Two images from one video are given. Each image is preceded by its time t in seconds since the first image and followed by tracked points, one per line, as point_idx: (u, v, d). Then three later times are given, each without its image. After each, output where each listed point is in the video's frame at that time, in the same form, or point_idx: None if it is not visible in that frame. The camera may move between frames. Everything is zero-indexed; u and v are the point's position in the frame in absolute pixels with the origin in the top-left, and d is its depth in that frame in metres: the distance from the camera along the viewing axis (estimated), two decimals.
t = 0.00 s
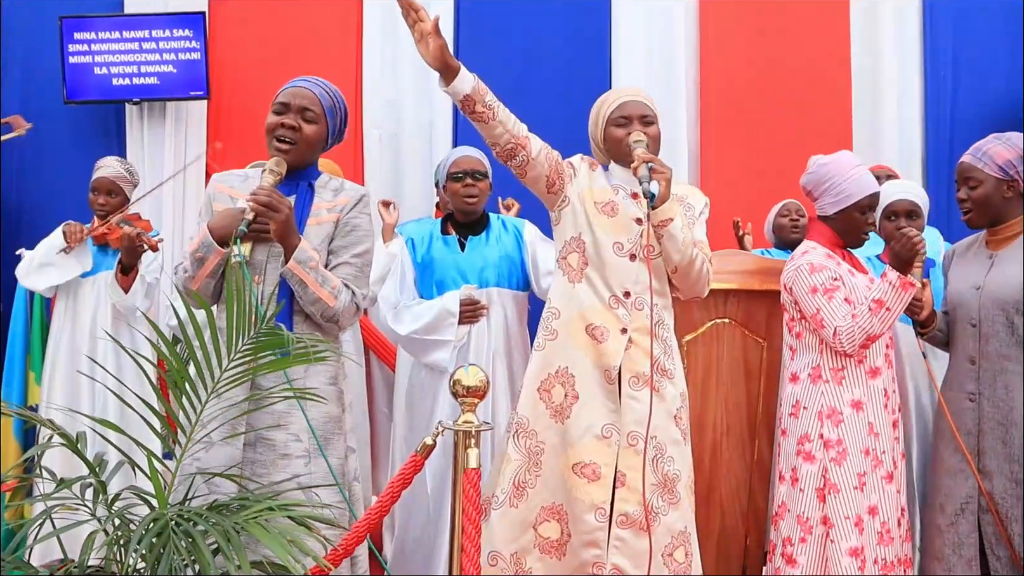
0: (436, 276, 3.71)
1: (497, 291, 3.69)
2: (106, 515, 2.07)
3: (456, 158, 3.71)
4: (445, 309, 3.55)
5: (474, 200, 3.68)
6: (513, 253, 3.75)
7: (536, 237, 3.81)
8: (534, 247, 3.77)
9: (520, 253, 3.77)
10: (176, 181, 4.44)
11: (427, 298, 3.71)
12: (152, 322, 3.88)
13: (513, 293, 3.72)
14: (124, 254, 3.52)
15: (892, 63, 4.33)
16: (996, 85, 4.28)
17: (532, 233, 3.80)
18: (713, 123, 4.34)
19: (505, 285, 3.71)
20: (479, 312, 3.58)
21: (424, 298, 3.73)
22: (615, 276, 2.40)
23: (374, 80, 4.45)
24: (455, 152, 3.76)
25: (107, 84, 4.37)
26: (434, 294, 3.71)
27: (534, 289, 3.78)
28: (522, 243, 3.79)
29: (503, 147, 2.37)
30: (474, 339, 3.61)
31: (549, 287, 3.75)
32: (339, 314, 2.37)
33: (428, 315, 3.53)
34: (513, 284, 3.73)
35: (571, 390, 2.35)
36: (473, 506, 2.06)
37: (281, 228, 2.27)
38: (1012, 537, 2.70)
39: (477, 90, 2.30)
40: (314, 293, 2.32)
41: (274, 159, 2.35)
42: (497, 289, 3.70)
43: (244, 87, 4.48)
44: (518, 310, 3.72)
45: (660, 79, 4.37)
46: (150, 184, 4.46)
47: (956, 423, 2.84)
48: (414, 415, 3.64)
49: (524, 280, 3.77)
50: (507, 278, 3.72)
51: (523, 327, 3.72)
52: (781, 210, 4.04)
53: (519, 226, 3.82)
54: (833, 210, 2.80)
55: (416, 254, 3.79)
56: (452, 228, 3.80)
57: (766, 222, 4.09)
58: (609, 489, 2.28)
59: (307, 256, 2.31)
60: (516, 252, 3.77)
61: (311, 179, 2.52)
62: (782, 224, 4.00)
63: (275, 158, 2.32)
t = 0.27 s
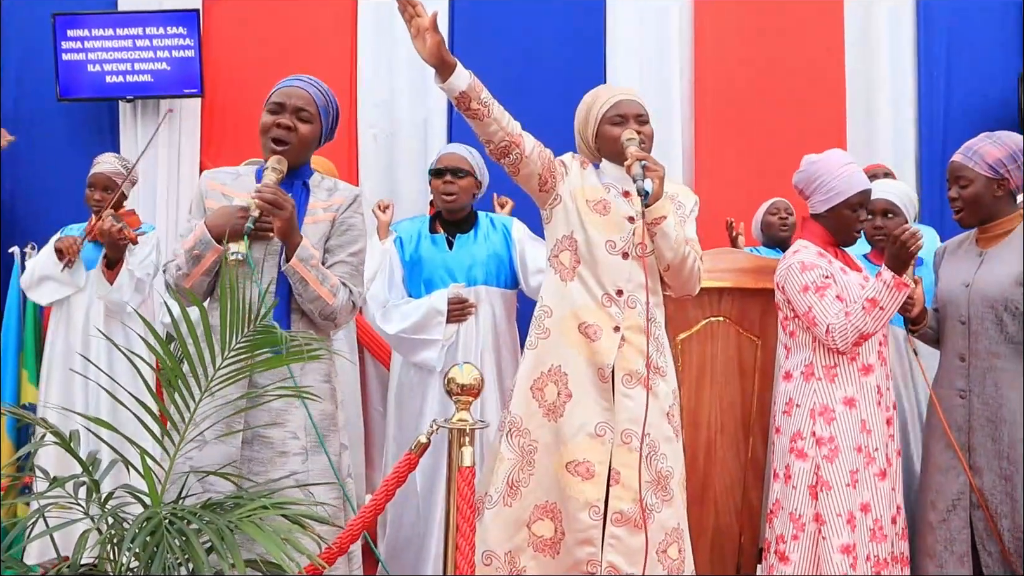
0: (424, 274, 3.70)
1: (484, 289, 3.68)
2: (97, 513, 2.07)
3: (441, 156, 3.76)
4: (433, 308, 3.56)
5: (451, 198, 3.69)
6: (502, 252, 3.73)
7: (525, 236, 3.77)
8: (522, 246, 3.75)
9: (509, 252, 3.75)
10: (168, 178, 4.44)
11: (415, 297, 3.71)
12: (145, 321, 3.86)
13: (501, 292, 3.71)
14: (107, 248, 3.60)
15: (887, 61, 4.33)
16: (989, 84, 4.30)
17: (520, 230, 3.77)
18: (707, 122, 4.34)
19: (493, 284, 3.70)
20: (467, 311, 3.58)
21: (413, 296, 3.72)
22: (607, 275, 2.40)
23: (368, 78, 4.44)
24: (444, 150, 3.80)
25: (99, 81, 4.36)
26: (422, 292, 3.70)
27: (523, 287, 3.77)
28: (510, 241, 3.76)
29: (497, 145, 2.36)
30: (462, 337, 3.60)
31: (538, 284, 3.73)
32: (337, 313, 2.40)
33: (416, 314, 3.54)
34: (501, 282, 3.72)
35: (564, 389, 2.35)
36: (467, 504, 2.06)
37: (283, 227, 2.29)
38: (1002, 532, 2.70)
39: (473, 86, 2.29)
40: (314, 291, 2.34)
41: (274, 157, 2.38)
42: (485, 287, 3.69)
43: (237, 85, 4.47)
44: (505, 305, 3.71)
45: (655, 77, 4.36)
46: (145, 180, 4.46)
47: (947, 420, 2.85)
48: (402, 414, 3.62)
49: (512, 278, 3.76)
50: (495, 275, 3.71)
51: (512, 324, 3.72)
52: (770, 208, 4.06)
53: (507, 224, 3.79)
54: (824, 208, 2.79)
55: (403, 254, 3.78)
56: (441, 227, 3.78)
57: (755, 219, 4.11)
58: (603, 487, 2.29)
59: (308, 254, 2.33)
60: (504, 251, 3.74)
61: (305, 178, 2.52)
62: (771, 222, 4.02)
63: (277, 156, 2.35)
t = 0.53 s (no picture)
0: (410, 273, 3.70)
1: (471, 287, 3.68)
2: (91, 511, 2.06)
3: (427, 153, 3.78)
4: (419, 306, 3.55)
5: (435, 194, 3.70)
6: (487, 249, 3.73)
7: (512, 233, 3.76)
8: (509, 243, 3.73)
9: (496, 249, 3.75)
10: (162, 175, 4.42)
11: (401, 295, 3.70)
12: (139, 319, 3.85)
13: (487, 290, 3.71)
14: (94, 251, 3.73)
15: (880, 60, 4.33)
16: (983, 83, 4.30)
17: (505, 227, 3.77)
18: (701, 120, 4.34)
19: (479, 281, 3.70)
20: (453, 308, 3.58)
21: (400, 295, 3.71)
22: (601, 273, 2.40)
23: (362, 76, 4.43)
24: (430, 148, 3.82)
25: (93, 79, 4.36)
26: (408, 291, 3.70)
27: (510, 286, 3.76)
28: (497, 239, 3.76)
29: (492, 143, 2.37)
30: (448, 335, 3.60)
31: (525, 283, 3.70)
32: (338, 310, 2.44)
33: (402, 313, 3.55)
34: (487, 279, 3.72)
35: (558, 387, 2.35)
36: (461, 502, 2.06)
37: (289, 226, 2.32)
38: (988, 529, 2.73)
39: (469, 84, 2.29)
40: (317, 289, 2.38)
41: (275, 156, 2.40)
42: (471, 284, 3.69)
43: (230, 82, 4.45)
44: (492, 306, 3.72)
45: (651, 74, 4.34)
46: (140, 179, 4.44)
47: (935, 418, 2.86)
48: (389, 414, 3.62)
49: (499, 275, 3.75)
50: (481, 273, 3.71)
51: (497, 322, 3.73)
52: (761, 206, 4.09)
53: (494, 222, 3.79)
54: (819, 206, 2.80)
55: (390, 252, 3.77)
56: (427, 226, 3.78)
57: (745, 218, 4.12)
58: (597, 485, 2.29)
59: (313, 252, 2.36)
60: (490, 249, 3.74)
61: (302, 176, 2.53)
62: (762, 220, 4.04)
63: (279, 156, 2.39)
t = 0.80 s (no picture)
0: (397, 271, 3.68)
1: (458, 286, 3.67)
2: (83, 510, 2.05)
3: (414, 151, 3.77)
4: (407, 304, 3.55)
5: (426, 192, 3.68)
6: (475, 248, 3.72)
7: (499, 230, 3.75)
8: (496, 241, 3.72)
9: (483, 247, 3.74)
10: (156, 173, 4.41)
11: (388, 293, 3.68)
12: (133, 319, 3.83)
13: (475, 288, 3.70)
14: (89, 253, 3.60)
15: (874, 59, 4.33)
16: (974, 81, 4.32)
17: (493, 225, 3.76)
18: (696, 119, 4.34)
19: (466, 279, 3.69)
20: (440, 307, 3.57)
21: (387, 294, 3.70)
22: (596, 271, 2.40)
23: (356, 73, 4.41)
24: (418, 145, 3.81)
25: (85, 76, 4.34)
26: (395, 289, 3.68)
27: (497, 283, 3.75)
28: (483, 236, 3.75)
29: (488, 141, 2.36)
30: (436, 334, 3.58)
31: (513, 280, 3.68)
32: (338, 307, 2.46)
33: (390, 311, 3.54)
34: (475, 278, 3.71)
35: (553, 384, 2.35)
36: (454, 500, 2.06)
37: (292, 223, 2.31)
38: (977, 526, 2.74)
39: (465, 81, 2.29)
40: (318, 286, 2.39)
41: (277, 151, 2.40)
42: (459, 282, 3.68)
43: (224, 80, 4.44)
44: (479, 304, 3.71)
45: (645, 74, 4.34)
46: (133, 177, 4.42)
47: (925, 415, 2.88)
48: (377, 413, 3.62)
49: (487, 273, 3.75)
50: (468, 272, 3.70)
51: (485, 320, 3.72)
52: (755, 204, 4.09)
53: (481, 220, 3.79)
54: (815, 202, 2.80)
55: (377, 250, 3.76)
56: (414, 224, 3.78)
57: (737, 215, 4.13)
58: (592, 483, 2.29)
59: (315, 250, 2.37)
60: (478, 247, 3.73)
61: (300, 172, 2.52)
62: (755, 218, 4.05)
63: (281, 152, 2.37)
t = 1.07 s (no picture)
0: (387, 269, 3.67)
1: (448, 283, 3.66)
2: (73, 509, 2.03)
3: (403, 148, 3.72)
4: (396, 302, 3.54)
5: (423, 187, 3.66)
6: (464, 244, 3.72)
7: (487, 227, 3.75)
8: (485, 238, 3.73)
9: (472, 244, 3.74)
10: (146, 171, 4.40)
11: (377, 291, 3.67)
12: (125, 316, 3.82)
13: (464, 285, 3.70)
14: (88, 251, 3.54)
15: (862, 59, 4.36)
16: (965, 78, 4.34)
17: (481, 222, 3.76)
18: (689, 118, 4.35)
19: (456, 277, 3.69)
20: (430, 304, 3.57)
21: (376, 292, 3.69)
22: (593, 268, 2.41)
23: (348, 70, 4.40)
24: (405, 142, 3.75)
25: (75, 72, 4.31)
26: (385, 287, 3.67)
27: (487, 281, 3.74)
28: (473, 234, 3.76)
29: (484, 138, 2.37)
30: (427, 330, 3.59)
31: (502, 277, 3.67)
32: (337, 305, 2.45)
33: (380, 309, 3.53)
34: (464, 275, 3.71)
35: (549, 381, 2.35)
36: (445, 496, 2.05)
37: (289, 220, 2.31)
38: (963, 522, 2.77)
39: (462, 78, 2.28)
40: (317, 283, 2.38)
41: (274, 148, 2.41)
42: (449, 280, 3.67)
43: (215, 77, 4.42)
44: (468, 295, 3.71)
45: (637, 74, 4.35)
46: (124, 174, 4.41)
47: (913, 412, 2.89)
48: (368, 409, 3.64)
49: (476, 271, 3.75)
50: (457, 270, 3.70)
51: (475, 316, 3.73)
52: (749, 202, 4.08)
53: (470, 217, 3.78)
54: (804, 200, 2.81)
55: (366, 248, 3.75)
56: (402, 221, 3.76)
57: (731, 213, 4.12)
58: (587, 480, 2.30)
59: (312, 247, 2.37)
60: (467, 244, 3.73)
61: (297, 170, 2.51)
62: (749, 216, 4.03)
63: (279, 148, 2.39)
